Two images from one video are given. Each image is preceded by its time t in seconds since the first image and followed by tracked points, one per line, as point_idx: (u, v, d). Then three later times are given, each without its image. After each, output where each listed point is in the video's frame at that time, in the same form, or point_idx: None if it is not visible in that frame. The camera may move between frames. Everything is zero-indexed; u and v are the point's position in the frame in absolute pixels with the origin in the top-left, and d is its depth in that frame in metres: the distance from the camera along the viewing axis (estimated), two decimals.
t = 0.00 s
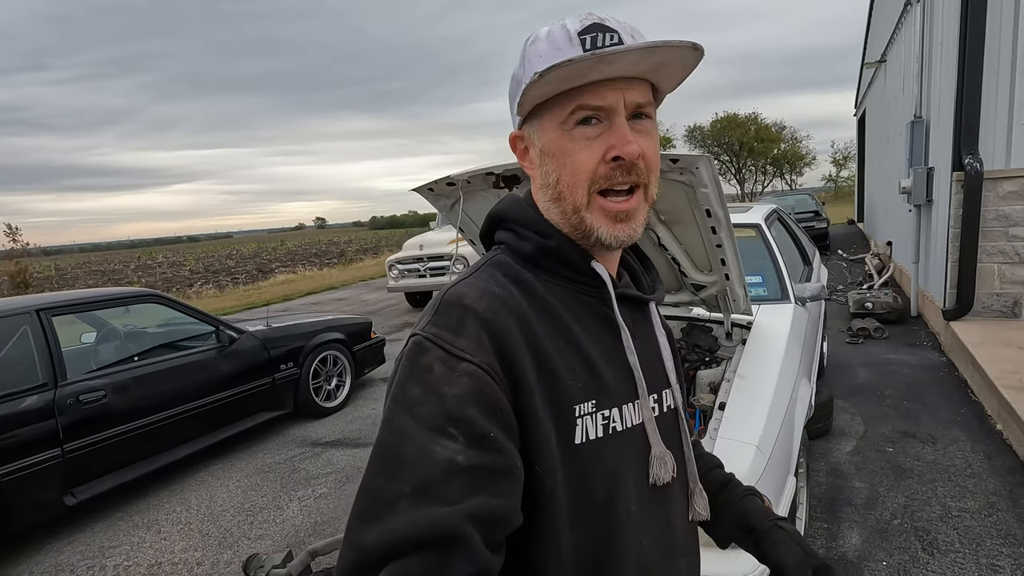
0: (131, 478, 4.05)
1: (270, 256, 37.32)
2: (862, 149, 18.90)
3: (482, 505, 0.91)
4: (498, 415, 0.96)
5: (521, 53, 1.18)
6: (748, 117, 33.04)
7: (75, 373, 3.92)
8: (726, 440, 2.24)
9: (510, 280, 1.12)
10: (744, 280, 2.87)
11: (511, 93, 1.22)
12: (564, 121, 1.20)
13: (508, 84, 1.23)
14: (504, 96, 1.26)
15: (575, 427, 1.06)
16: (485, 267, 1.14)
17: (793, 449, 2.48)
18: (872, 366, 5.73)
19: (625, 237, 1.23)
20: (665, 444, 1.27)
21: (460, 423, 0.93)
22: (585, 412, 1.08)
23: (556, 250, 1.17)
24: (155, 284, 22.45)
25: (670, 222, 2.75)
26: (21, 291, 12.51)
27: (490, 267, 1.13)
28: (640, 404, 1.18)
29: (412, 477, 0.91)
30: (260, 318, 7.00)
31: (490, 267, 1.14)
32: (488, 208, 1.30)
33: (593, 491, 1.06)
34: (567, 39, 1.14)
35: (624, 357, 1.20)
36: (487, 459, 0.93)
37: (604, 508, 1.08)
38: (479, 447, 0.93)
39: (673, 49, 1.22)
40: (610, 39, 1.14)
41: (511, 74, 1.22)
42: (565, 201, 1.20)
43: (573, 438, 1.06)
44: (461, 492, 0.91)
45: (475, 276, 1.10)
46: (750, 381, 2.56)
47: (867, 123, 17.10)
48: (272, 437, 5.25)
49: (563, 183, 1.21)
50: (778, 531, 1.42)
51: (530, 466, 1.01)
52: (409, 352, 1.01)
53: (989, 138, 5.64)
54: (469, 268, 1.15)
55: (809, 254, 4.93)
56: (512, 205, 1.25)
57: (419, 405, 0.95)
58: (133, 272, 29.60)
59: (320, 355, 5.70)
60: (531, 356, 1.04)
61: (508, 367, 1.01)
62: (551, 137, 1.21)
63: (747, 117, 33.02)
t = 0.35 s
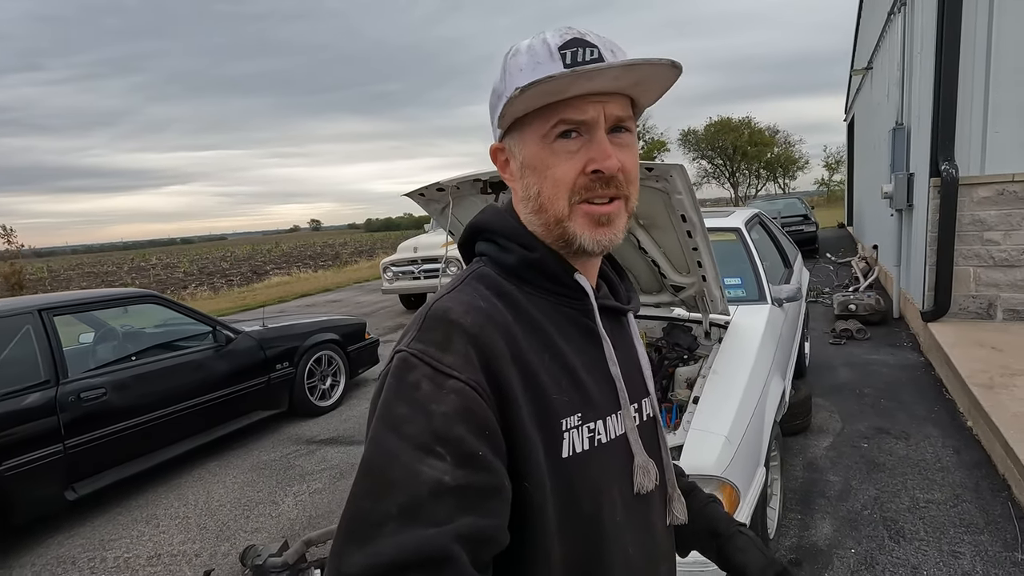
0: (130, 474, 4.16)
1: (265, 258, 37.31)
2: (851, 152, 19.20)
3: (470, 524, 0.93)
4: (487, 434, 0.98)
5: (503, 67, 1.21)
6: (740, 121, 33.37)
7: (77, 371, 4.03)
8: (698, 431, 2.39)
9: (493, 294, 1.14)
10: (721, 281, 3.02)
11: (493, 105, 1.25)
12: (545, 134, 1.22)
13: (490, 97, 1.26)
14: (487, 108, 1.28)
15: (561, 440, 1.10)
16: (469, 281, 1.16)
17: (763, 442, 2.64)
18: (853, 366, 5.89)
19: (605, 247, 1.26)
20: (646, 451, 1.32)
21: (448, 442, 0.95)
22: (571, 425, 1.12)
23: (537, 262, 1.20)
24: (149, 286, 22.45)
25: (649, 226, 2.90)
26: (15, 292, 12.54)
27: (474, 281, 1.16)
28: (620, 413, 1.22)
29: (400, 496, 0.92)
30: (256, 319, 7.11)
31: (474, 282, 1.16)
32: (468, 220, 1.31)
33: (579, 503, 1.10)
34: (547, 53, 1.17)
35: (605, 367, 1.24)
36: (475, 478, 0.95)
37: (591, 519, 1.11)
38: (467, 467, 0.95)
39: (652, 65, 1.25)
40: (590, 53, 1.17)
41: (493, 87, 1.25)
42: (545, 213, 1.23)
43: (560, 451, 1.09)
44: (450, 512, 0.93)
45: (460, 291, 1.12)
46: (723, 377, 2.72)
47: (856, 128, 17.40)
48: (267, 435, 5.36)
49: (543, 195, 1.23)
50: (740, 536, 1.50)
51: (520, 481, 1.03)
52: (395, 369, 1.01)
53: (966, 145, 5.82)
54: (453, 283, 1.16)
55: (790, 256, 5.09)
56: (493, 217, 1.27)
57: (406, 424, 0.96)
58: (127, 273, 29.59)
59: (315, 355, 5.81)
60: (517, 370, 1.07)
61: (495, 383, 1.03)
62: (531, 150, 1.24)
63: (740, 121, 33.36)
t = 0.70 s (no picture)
0: (139, 465, 4.34)
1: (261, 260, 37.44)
2: (840, 156, 19.59)
3: (448, 538, 0.90)
4: (463, 446, 0.96)
5: (467, 76, 1.19)
6: (733, 125, 33.84)
7: (90, 366, 4.21)
8: (674, 417, 2.60)
9: (467, 302, 1.13)
10: (701, 281, 3.23)
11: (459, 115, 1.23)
12: (511, 139, 1.21)
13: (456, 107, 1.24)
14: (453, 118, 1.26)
15: (539, 448, 1.09)
16: (444, 290, 1.14)
17: (737, 431, 2.86)
18: (834, 364, 6.13)
19: (578, 252, 1.25)
20: (620, 456, 1.33)
21: (426, 455, 0.92)
22: (547, 434, 1.11)
23: (512, 271, 1.19)
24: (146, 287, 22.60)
25: (633, 229, 3.12)
26: (17, 292, 12.72)
27: (449, 290, 1.14)
28: (595, 419, 1.23)
29: (376, 511, 0.88)
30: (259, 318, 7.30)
31: (449, 291, 1.14)
32: (439, 227, 1.29)
33: (557, 511, 1.10)
34: (509, 60, 1.15)
35: (579, 373, 1.24)
36: (452, 492, 0.92)
37: (569, 525, 1.11)
38: (443, 481, 0.92)
39: (611, 63, 1.25)
40: (552, 59, 1.15)
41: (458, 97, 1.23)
42: (515, 219, 1.22)
43: (538, 460, 1.08)
44: (426, 528, 0.90)
45: (435, 301, 1.10)
46: (701, 369, 2.93)
47: (844, 133, 17.80)
48: (270, 430, 5.54)
49: (513, 202, 1.22)
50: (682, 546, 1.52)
51: (500, 492, 1.01)
52: (369, 383, 0.98)
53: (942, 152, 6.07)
54: (426, 293, 1.14)
55: (772, 258, 5.33)
56: (466, 225, 1.25)
57: (381, 438, 0.92)
58: (126, 274, 29.73)
59: (315, 353, 6.00)
60: (494, 379, 1.05)
61: (472, 393, 1.01)
62: (498, 156, 1.22)
63: (733, 125, 33.82)
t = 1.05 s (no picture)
0: (142, 460, 4.41)
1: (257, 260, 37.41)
2: (835, 159, 19.77)
3: (440, 525, 0.97)
4: (460, 437, 1.03)
5: (455, 74, 1.27)
6: (730, 127, 34.02)
7: (93, 362, 4.29)
8: (665, 409, 2.70)
9: (462, 295, 1.21)
10: (692, 279, 3.34)
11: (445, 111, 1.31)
12: (499, 146, 1.29)
13: (443, 102, 1.32)
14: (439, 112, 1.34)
15: (532, 436, 1.17)
16: (441, 284, 1.21)
17: (727, 423, 2.96)
18: (825, 362, 6.24)
19: (563, 252, 1.34)
20: (607, 440, 1.42)
21: (422, 444, 0.99)
22: (540, 422, 1.19)
23: (502, 264, 1.28)
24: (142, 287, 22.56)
25: (626, 228, 3.22)
26: (13, 291, 12.72)
27: (444, 284, 1.21)
28: (584, 406, 1.31)
29: (369, 500, 0.95)
30: (259, 317, 7.37)
31: (444, 285, 1.21)
32: (428, 221, 1.37)
33: (550, 494, 1.19)
34: (497, 64, 1.24)
35: (568, 363, 1.33)
36: (448, 480, 0.99)
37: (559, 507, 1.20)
38: (439, 470, 0.99)
39: (599, 82, 1.33)
40: (540, 64, 1.25)
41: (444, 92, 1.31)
42: (503, 221, 1.31)
43: (531, 446, 1.16)
44: (421, 515, 0.96)
45: (431, 295, 1.17)
46: (692, 364, 3.03)
47: (839, 135, 17.97)
48: (270, 426, 5.62)
49: (500, 204, 1.31)
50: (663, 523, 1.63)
51: (501, 479, 1.09)
52: (369, 373, 1.04)
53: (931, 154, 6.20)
54: (421, 288, 1.21)
55: (763, 258, 5.44)
56: (453, 217, 1.33)
57: (380, 427, 0.99)
58: (123, 274, 29.68)
59: (314, 351, 6.08)
60: (489, 370, 1.13)
61: (468, 383, 1.09)
62: (487, 160, 1.31)
63: (730, 127, 34.00)
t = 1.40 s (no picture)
0: (135, 463, 4.38)
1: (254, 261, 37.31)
2: (832, 162, 19.83)
3: (434, 532, 0.94)
4: (454, 441, 1.01)
5: (449, 77, 1.25)
6: (727, 129, 34.08)
7: (86, 364, 4.25)
8: (662, 413, 2.68)
9: (454, 299, 1.19)
10: (689, 282, 3.32)
11: (437, 115, 1.29)
12: (496, 147, 1.27)
13: (435, 106, 1.30)
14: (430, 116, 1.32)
15: (527, 440, 1.15)
16: (432, 288, 1.19)
17: (723, 427, 2.94)
18: (822, 365, 6.24)
19: (560, 254, 1.33)
20: (600, 443, 1.41)
21: (417, 449, 0.96)
22: (534, 425, 1.17)
23: (495, 267, 1.26)
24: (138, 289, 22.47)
25: (623, 231, 3.21)
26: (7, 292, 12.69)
27: (436, 288, 1.19)
28: (576, 410, 1.30)
29: (362, 507, 0.92)
30: (255, 319, 7.33)
31: (435, 288, 1.20)
32: (419, 226, 1.35)
33: (544, 499, 1.16)
34: (492, 67, 1.23)
35: (561, 367, 1.32)
36: (442, 486, 0.97)
37: (553, 513, 1.18)
38: (434, 475, 0.97)
39: (595, 85, 1.34)
40: (534, 68, 1.24)
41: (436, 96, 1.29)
42: (500, 224, 1.28)
43: (526, 450, 1.14)
44: (414, 521, 0.94)
45: (423, 298, 1.15)
46: (687, 366, 3.02)
47: (836, 138, 18.02)
48: (265, 429, 5.59)
49: (496, 206, 1.29)
50: (660, 518, 1.60)
51: (495, 485, 1.07)
52: (361, 377, 1.02)
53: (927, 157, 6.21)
54: (413, 291, 1.19)
55: (760, 260, 5.44)
56: (445, 223, 1.31)
57: (374, 432, 0.96)
58: (120, 275, 29.56)
59: (310, 353, 6.05)
60: (482, 373, 1.11)
61: (461, 387, 1.07)
62: (482, 162, 1.28)
63: (727, 129, 34.06)
